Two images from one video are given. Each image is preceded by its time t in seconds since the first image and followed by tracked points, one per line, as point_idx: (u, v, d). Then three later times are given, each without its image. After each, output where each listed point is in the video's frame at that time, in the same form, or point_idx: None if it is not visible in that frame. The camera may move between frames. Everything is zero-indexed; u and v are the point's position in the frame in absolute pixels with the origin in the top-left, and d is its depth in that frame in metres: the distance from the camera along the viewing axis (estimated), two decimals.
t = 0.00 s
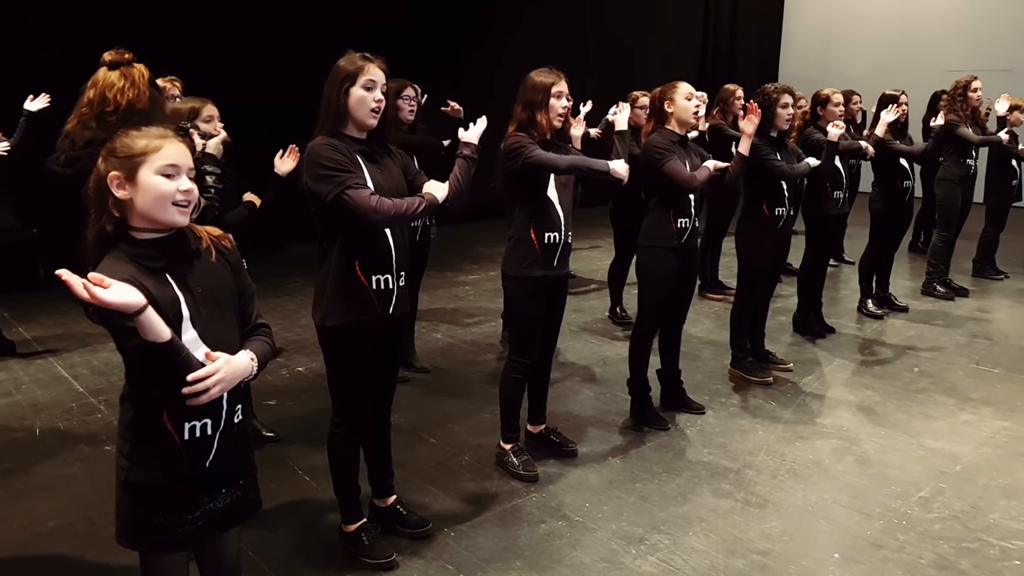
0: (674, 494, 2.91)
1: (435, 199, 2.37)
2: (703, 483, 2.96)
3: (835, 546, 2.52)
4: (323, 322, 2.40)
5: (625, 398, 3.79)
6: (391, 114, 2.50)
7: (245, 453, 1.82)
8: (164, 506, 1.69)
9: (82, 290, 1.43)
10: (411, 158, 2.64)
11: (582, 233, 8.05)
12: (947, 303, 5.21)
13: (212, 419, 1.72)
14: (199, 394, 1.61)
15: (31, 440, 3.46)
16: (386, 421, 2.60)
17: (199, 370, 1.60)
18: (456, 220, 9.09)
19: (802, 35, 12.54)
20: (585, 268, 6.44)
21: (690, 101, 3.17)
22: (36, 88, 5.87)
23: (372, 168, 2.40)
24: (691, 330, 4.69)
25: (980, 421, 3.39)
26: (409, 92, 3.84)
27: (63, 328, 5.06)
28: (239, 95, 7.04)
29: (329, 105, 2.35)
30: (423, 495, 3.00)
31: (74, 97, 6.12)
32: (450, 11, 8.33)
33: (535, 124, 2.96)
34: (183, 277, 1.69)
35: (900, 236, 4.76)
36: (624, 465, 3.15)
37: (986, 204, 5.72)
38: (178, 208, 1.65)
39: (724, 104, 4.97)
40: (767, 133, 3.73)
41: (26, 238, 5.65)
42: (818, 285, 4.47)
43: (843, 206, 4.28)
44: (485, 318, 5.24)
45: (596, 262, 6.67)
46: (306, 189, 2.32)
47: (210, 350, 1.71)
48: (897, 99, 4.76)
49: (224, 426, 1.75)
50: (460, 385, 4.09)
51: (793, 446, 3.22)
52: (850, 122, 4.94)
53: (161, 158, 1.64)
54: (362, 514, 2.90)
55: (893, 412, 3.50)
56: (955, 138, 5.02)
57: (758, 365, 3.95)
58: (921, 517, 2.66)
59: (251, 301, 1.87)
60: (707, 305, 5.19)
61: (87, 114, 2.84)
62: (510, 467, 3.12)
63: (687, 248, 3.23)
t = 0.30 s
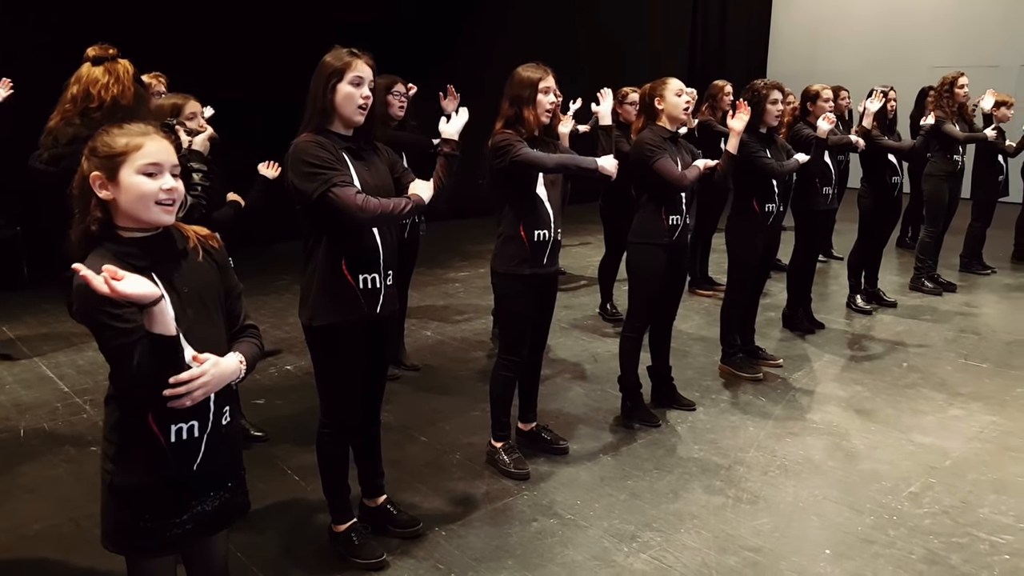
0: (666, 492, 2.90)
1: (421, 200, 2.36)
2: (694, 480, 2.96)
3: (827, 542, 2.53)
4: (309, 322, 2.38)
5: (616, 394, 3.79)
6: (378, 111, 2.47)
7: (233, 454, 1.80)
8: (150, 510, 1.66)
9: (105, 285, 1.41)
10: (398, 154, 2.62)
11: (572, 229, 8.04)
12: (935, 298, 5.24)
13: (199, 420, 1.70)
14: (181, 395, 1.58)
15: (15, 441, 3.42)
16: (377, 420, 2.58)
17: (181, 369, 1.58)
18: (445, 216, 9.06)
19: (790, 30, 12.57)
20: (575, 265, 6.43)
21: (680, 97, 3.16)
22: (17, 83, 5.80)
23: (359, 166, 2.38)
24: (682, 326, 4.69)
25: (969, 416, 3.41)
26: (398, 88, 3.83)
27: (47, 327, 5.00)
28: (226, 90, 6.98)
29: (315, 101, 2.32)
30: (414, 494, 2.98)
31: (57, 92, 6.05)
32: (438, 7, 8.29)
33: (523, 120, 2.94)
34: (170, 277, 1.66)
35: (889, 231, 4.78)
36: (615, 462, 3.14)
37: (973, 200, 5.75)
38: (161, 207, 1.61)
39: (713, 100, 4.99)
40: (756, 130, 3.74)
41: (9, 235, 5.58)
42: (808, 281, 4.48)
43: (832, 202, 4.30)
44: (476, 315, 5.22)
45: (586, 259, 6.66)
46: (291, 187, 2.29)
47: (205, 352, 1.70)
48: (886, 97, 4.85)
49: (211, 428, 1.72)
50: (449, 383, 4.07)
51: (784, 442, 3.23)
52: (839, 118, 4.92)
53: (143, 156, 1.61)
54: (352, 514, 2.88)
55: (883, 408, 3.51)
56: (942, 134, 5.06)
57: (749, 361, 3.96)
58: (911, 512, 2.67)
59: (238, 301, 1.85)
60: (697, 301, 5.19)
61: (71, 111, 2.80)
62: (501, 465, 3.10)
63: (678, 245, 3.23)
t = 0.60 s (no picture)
0: (657, 489, 2.90)
1: (406, 202, 2.33)
2: (684, 477, 2.97)
3: (818, 538, 2.54)
4: (297, 322, 2.35)
5: (606, 391, 3.78)
6: (363, 107, 2.45)
7: (221, 456, 1.77)
8: (136, 514, 1.64)
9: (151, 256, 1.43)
10: (385, 151, 2.59)
11: (561, 226, 8.03)
12: (922, 293, 5.28)
13: (185, 423, 1.67)
14: (167, 395, 1.52)
15: None
16: (366, 419, 2.56)
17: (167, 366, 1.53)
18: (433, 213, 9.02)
19: (776, 26, 12.61)
20: (564, 262, 6.42)
21: (669, 94, 3.16)
22: None
23: (344, 163, 2.35)
24: (671, 322, 4.69)
25: (957, 410, 3.43)
26: (386, 84, 3.82)
27: (30, 326, 4.93)
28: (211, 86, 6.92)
29: (298, 98, 2.30)
30: (404, 494, 2.96)
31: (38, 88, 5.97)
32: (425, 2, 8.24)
33: (509, 115, 2.92)
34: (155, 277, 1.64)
35: (876, 227, 4.80)
36: (606, 459, 3.13)
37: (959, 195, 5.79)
38: (146, 205, 1.59)
39: (700, 96, 5.00)
40: (744, 125, 3.73)
41: None
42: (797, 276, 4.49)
43: (821, 198, 4.31)
44: (465, 312, 5.20)
45: (575, 255, 6.65)
46: (274, 185, 2.27)
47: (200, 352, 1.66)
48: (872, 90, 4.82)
49: (197, 430, 1.70)
50: (439, 381, 4.05)
51: (774, 438, 3.23)
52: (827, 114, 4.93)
53: (127, 154, 1.58)
54: (342, 514, 2.86)
55: (871, 403, 3.53)
56: (926, 132, 5.06)
57: (738, 357, 3.96)
58: (901, 507, 2.69)
59: (226, 301, 1.82)
60: (686, 297, 5.20)
61: (53, 107, 2.75)
62: (491, 463, 3.09)
63: (668, 241, 3.22)
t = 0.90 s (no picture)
0: (646, 485, 2.90)
1: (393, 202, 2.34)
2: (674, 473, 2.96)
3: (808, 534, 2.54)
4: (284, 323, 2.33)
5: (596, 388, 3.78)
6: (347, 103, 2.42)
7: (209, 458, 1.75)
8: (120, 517, 1.62)
9: (185, 259, 1.55)
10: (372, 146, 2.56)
11: (549, 222, 8.02)
12: (907, 289, 5.31)
13: (171, 425, 1.65)
14: (156, 394, 1.51)
15: None
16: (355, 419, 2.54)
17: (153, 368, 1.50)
18: (421, 210, 8.98)
19: (762, 22, 12.65)
20: (553, 258, 6.41)
21: (656, 91, 3.15)
22: None
23: (329, 160, 2.33)
24: (660, 318, 4.70)
25: (944, 405, 3.46)
26: (370, 80, 3.79)
27: (12, 326, 4.86)
28: (194, 82, 6.85)
29: (281, 95, 2.27)
30: (394, 493, 2.95)
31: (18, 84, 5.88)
32: None
33: (495, 112, 2.90)
34: (139, 277, 1.61)
35: (862, 223, 4.83)
36: (596, 457, 3.13)
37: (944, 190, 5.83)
38: (129, 205, 1.56)
39: (687, 92, 5.00)
40: (731, 122, 3.73)
41: None
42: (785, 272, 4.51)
43: (808, 193, 4.32)
44: (454, 310, 5.18)
45: (563, 252, 6.64)
46: (257, 184, 2.25)
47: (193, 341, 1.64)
48: (859, 88, 4.79)
49: (184, 432, 1.67)
50: (428, 378, 4.03)
51: (763, 434, 3.24)
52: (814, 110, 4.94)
53: (111, 153, 1.56)
54: (331, 514, 2.84)
55: (859, 398, 3.55)
56: (911, 128, 5.10)
57: (727, 353, 3.97)
58: (890, 502, 2.70)
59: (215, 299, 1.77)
60: (674, 294, 5.21)
61: (33, 104, 2.69)
62: (480, 462, 3.08)
63: (658, 239, 3.22)
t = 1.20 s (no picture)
0: (636, 482, 2.90)
1: (379, 198, 2.34)
2: (663, 470, 2.96)
3: (797, 529, 2.55)
4: (271, 322, 2.31)
5: (585, 385, 3.77)
6: (332, 98, 2.40)
7: (196, 458, 1.72)
8: (104, 520, 1.59)
9: (189, 289, 1.58)
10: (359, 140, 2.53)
11: (537, 219, 8.00)
12: (893, 284, 5.35)
13: (156, 426, 1.62)
14: (144, 393, 1.48)
15: None
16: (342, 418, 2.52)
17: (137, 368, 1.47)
18: (408, 207, 8.94)
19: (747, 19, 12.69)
20: (541, 255, 6.40)
21: (642, 87, 3.14)
22: None
23: (314, 157, 2.31)
24: (648, 315, 4.70)
25: (930, 400, 3.48)
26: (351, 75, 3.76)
27: None
28: (178, 77, 6.78)
29: (264, 91, 2.24)
30: (383, 492, 2.93)
31: None
32: None
33: (479, 109, 2.88)
34: (122, 274, 1.58)
35: (848, 218, 4.85)
36: (585, 454, 3.12)
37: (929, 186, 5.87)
38: (111, 205, 1.53)
39: (674, 89, 4.99)
40: (717, 118, 3.73)
41: None
42: (772, 268, 4.52)
43: (795, 189, 4.33)
44: (441, 307, 5.16)
45: (551, 249, 6.63)
46: (241, 182, 2.22)
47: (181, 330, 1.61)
48: (844, 83, 4.79)
49: (169, 433, 1.64)
50: (417, 376, 4.01)
51: (751, 430, 3.25)
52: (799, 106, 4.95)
53: (93, 153, 1.53)
54: (319, 514, 2.82)
55: (847, 393, 3.57)
56: (895, 124, 5.12)
57: (714, 349, 3.98)
58: (878, 497, 2.71)
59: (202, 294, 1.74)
60: (662, 290, 5.21)
61: (12, 100, 2.62)
62: (469, 460, 3.07)
63: (646, 235, 3.21)
